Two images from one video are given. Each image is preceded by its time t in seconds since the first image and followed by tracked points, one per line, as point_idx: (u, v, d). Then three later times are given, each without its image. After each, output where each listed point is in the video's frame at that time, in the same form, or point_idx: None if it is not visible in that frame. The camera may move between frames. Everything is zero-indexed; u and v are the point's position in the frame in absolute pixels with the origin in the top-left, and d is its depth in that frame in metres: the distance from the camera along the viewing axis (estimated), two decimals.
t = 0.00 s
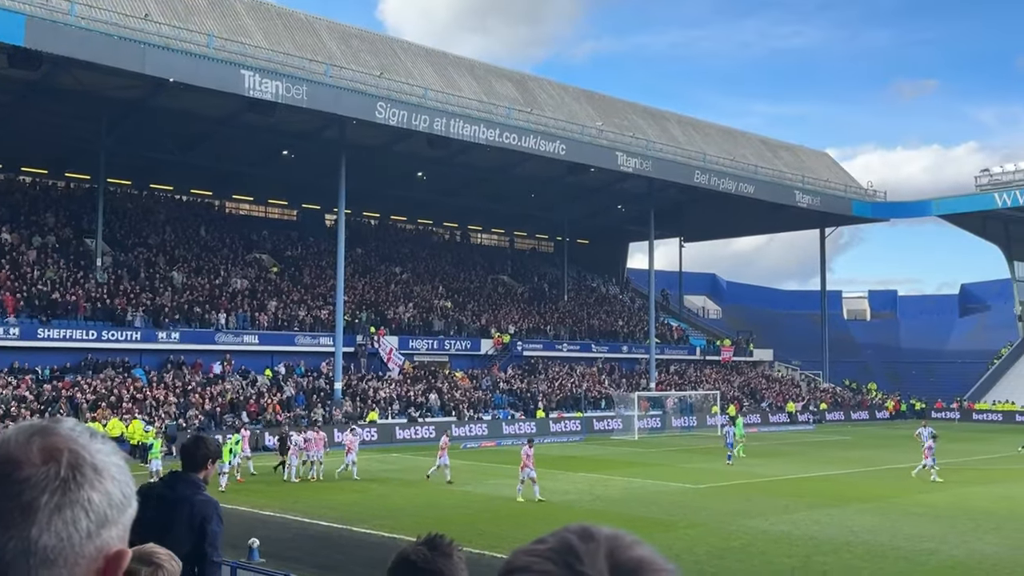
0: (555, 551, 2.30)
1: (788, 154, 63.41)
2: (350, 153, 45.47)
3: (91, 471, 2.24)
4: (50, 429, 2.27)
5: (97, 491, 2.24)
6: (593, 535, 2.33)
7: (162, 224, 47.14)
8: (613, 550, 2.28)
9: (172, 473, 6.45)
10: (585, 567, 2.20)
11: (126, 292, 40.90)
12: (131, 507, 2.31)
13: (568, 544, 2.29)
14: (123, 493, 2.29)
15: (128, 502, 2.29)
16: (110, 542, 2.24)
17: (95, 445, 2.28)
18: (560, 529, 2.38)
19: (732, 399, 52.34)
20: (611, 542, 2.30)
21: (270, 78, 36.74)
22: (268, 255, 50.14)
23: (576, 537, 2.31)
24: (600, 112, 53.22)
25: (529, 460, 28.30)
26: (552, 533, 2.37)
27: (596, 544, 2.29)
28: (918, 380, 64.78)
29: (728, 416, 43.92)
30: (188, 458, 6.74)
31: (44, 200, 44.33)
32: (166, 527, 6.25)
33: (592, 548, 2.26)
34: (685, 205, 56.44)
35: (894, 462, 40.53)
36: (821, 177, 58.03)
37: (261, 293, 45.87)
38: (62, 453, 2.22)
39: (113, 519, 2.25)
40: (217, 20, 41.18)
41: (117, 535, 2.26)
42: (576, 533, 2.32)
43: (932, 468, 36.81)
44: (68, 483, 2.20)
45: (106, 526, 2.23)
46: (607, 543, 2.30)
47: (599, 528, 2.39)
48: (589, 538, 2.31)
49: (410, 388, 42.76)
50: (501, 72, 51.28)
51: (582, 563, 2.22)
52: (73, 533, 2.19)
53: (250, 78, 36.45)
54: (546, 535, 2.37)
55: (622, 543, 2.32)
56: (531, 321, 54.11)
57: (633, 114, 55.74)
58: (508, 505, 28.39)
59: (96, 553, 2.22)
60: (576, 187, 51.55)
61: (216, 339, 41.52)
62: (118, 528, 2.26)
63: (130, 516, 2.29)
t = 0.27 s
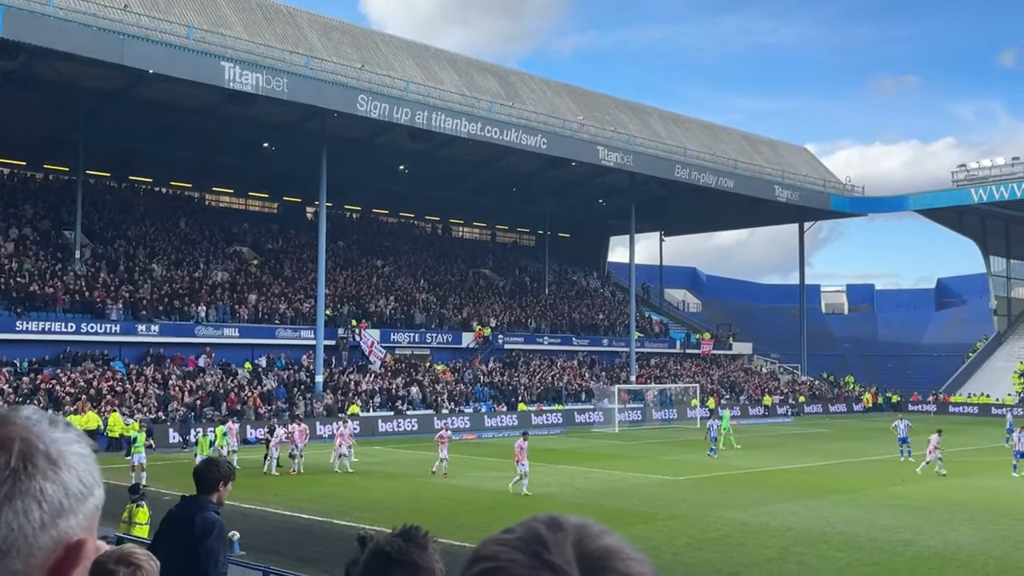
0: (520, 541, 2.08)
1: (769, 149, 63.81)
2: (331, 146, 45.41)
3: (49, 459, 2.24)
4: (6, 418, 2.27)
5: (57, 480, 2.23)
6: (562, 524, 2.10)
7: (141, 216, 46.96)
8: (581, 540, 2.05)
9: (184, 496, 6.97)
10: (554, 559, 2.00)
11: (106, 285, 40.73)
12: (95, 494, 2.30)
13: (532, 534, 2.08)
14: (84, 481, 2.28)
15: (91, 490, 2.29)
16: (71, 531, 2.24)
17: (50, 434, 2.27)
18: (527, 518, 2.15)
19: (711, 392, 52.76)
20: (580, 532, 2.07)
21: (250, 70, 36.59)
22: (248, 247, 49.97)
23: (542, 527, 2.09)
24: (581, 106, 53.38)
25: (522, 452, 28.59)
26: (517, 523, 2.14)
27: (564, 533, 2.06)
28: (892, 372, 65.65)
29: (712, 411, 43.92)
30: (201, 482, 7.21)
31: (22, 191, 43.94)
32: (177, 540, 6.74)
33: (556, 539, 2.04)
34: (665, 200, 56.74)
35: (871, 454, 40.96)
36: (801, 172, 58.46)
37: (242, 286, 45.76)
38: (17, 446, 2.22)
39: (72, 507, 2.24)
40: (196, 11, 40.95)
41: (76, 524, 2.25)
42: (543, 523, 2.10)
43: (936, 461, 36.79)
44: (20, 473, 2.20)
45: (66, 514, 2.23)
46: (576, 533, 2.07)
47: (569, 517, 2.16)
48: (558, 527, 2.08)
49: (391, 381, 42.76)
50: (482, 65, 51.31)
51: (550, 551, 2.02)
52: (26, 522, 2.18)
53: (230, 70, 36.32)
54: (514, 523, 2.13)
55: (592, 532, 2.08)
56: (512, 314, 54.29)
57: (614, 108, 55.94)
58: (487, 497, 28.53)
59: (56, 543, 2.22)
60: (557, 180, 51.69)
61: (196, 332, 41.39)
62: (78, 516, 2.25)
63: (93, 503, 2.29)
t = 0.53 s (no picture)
0: (509, 540, 1.90)
1: (767, 138, 62.57)
2: (317, 135, 44.08)
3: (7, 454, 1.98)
4: None
5: (19, 475, 1.97)
6: (551, 523, 1.93)
7: (120, 206, 45.66)
8: (572, 539, 1.89)
9: (226, 501, 6.18)
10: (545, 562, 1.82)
11: (83, 278, 39.40)
12: (62, 490, 2.04)
13: (523, 533, 1.89)
14: (51, 474, 2.02)
15: (56, 485, 2.02)
16: (31, 531, 1.96)
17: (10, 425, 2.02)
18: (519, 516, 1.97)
19: (707, 388, 51.60)
20: (570, 531, 1.90)
21: (232, 56, 35.28)
22: (230, 240, 48.81)
23: (532, 526, 1.91)
24: (575, 94, 52.06)
25: (523, 452, 27.60)
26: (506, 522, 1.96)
27: (555, 533, 1.89)
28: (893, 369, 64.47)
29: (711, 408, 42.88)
30: (242, 493, 6.86)
31: None
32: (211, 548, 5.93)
33: (546, 537, 1.87)
34: (661, 191, 55.45)
35: (872, 452, 39.95)
36: (800, 162, 57.20)
37: (223, 279, 44.38)
38: None
39: (35, 505, 1.97)
40: None
41: (39, 522, 1.98)
42: (532, 521, 1.92)
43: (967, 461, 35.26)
44: None
45: (25, 512, 1.96)
46: (567, 532, 1.90)
47: (560, 516, 1.99)
48: (548, 526, 1.91)
49: (379, 376, 41.54)
50: (473, 52, 49.95)
51: (543, 553, 1.83)
52: None
53: (211, 55, 34.91)
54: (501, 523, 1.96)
55: (583, 533, 1.92)
56: (503, 308, 53.16)
57: (608, 96, 54.62)
58: (477, 496, 27.46)
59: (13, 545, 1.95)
60: (550, 170, 50.43)
61: (176, 326, 40.11)
62: (39, 514, 1.98)
63: (58, 500, 2.02)
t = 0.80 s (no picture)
0: (513, 544, 1.75)
1: (777, 124, 60.75)
2: (310, 122, 42.36)
3: None
4: None
5: None
6: (556, 524, 1.78)
7: (105, 195, 44.02)
8: (579, 540, 1.75)
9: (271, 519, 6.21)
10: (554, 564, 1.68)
11: (66, 270, 37.83)
12: (40, 491, 1.96)
13: (527, 534, 1.75)
14: (27, 474, 1.94)
15: (32, 486, 1.94)
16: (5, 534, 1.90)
17: None
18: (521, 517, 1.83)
19: (715, 385, 50.05)
20: (578, 533, 1.76)
21: (222, 40, 33.70)
22: (219, 232, 47.29)
23: (535, 528, 1.77)
24: (579, 80, 50.24)
25: (539, 453, 25.51)
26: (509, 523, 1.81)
27: (561, 534, 1.75)
28: (911, 366, 62.52)
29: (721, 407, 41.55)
30: (286, 510, 6.36)
31: None
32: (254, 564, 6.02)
33: (552, 539, 1.73)
34: (667, 180, 53.71)
35: (888, 451, 38.53)
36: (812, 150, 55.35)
37: (214, 271, 42.80)
38: None
39: (8, 507, 1.89)
40: None
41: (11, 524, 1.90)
42: (537, 522, 1.78)
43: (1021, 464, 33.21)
44: None
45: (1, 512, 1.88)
46: (573, 533, 1.76)
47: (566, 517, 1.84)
48: (553, 528, 1.77)
49: (374, 374, 39.90)
50: (473, 35, 48.16)
51: (546, 554, 1.70)
52: None
53: (200, 39, 33.38)
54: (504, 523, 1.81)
55: (591, 533, 1.78)
56: (504, 303, 51.60)
57: (614, 83, 52.80)
58: (477, 497, 26.16)
59: None
60: (553, 159, 48.81)
61: (163, 321, 38.48)
62: (13, 514, 1.90)
63: (35, 501, 1.94)
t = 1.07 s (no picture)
0: (531, 526, 1.81)
1: (776, 127, 62.77)
2: (328, 126, 44.27)
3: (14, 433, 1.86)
4: None
5: (19, 459, 1.84)
6: (573, 509, 1.85)
7: (135, 196, 46.27)
8: (594, 525, 1.81)
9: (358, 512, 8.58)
10: (564, 544, 1.76)
11: (98, 266, 39.87)
12: (68, 475, 1.90)
13: (544, 520, 1.81)
14: (55, 459, 1.88)
15: (60, 470, 1.88)
16: (28, 515, 1.82)
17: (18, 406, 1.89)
18: (536, 504, 1.89)
19: (717, 375, 51.95)
20: (593, 517, 1.83)
21: (244, 47, 35.53)
22: (243, 230, 49.52)
23: (554, 513, 1.83)
24: (585, 84, 52.21)
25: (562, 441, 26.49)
26: (526, 509, 1.88)
27: (576, 520, 1.82)
28: (900, 358, 64.54)
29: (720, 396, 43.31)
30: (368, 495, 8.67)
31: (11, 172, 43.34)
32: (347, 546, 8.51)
33: (568, 523, 1.80)
34: (671, 180, 55.53)
35: (882, 440, 40.10)
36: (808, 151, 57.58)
37: (237, 268, 45.00)
38: None
39: (34, 489, 1.82)
40: None
41: (38, 508, 1.83)
42: (553, 509, 1.84)
43: None
44: None
45: (24, 497, 1.81)
46: (589, 518, 1.83)
47: (580, 505, 1.90)
48: (569, 513, 1.83)
49: (390, 365, 41.84)
50: (483, 42, 50.21)
51: (562, 536, 1.77)
52: None
53: (224, 46, 35.26)
54: (522, 510, 1.88)
55: (605, 520, 1.84)
56: (513, 297, 53.60)
57: (619, 87, 54.75)
58: (486, 482, 27.62)
59: (11, 531, 1.80)
60: (560, 160, 50.73)
61: (190, 315, 40.40)
62: (41, 497, 1.83)
63: (62, 485, 1.87)
